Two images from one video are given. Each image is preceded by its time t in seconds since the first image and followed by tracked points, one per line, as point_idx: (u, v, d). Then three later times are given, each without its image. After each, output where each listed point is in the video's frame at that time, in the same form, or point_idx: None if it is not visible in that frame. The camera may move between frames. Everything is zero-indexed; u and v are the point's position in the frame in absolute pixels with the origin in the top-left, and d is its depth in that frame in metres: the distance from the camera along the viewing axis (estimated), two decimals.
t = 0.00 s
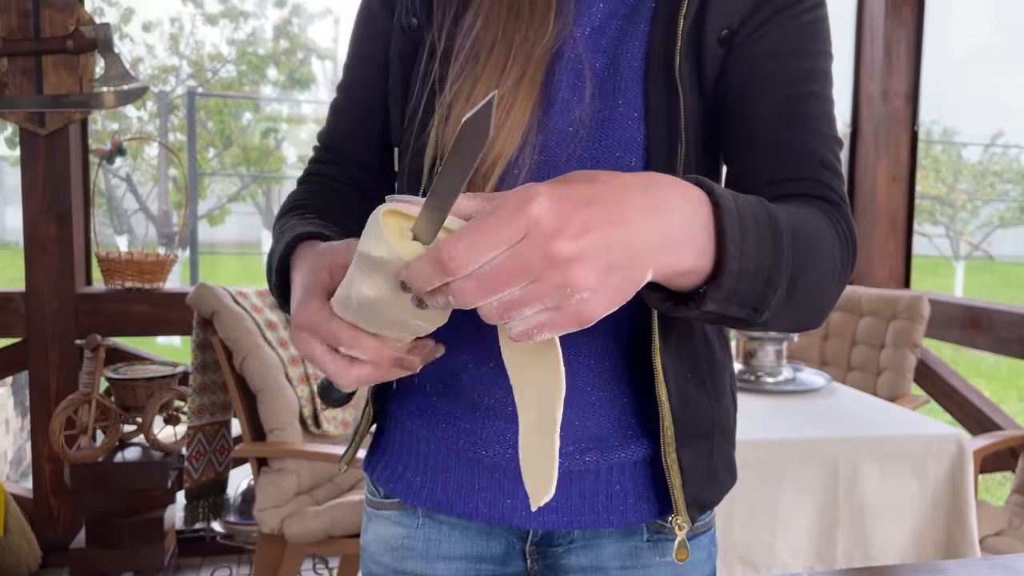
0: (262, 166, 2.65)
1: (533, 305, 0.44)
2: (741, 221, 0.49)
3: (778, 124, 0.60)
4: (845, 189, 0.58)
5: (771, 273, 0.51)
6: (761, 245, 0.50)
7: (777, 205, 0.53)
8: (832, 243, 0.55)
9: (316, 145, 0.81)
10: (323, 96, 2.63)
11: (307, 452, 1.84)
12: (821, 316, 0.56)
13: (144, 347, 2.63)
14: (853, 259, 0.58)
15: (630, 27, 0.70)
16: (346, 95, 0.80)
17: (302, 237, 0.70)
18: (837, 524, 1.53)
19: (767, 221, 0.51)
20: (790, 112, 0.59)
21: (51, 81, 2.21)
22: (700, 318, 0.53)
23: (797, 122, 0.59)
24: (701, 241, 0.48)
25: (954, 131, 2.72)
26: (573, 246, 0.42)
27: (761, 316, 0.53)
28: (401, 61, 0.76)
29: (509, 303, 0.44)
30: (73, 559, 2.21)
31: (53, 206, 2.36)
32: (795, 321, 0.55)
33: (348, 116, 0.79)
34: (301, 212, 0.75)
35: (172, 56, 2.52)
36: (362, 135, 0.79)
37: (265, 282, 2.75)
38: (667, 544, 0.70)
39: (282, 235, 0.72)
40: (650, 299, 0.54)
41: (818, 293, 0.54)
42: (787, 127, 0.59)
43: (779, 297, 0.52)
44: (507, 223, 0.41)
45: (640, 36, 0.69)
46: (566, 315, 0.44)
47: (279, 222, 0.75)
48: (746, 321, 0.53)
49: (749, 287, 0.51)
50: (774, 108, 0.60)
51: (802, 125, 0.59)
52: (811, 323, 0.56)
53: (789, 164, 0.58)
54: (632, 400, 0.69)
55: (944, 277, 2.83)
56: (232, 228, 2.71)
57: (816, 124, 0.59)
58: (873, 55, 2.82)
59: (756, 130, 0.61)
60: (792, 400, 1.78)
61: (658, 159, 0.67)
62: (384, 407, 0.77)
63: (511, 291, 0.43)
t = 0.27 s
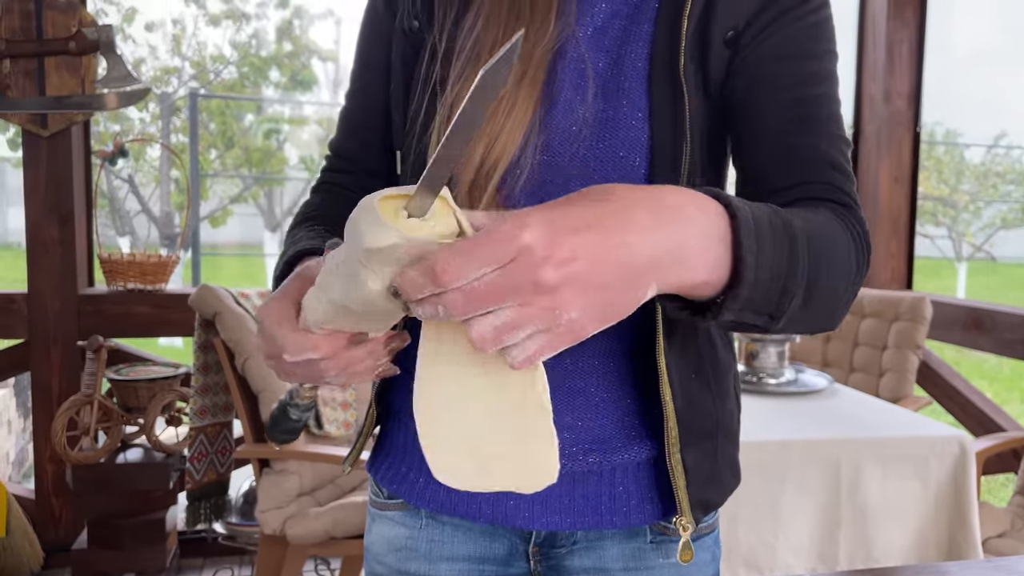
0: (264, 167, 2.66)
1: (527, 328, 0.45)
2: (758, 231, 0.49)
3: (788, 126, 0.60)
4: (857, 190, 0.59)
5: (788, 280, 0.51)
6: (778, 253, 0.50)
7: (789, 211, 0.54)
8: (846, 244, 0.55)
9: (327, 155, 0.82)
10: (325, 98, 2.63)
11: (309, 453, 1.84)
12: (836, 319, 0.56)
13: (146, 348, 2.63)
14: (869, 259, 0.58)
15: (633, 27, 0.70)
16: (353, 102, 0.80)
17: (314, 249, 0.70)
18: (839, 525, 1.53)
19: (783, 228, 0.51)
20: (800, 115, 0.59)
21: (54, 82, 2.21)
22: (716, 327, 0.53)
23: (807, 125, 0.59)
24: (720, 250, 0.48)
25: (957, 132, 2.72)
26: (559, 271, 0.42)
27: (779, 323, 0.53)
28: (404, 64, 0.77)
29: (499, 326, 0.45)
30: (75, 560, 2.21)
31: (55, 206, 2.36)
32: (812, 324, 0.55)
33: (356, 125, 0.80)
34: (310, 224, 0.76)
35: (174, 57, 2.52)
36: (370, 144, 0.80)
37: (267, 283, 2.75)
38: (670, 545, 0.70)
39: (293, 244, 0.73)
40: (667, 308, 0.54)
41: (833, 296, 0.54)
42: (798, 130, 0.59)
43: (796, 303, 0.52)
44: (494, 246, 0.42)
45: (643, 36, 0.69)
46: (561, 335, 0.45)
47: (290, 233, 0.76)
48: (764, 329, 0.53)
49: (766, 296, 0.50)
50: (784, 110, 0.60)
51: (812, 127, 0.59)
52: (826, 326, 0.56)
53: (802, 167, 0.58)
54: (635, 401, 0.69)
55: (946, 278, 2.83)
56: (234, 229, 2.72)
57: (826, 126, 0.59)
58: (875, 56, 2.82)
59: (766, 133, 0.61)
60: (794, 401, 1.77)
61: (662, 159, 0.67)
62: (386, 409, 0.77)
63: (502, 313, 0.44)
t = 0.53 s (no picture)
0: (265, 168, 2.66)
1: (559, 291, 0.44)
2: (809, 219, 0.49)
3: (799, 125, 0.60)
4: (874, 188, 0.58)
5: (833, 272, 0.51)
6: (825, 244, 0.50)
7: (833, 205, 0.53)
8: (873, 241, 0.54)
9: (324, 149, 0.81)
10: (326, 99, 2.64)
11: (311, 454, 1.84)
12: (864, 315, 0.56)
13: (148, 349, 2.64)
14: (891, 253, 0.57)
15: (636, 30, 0.70)
16: (353, 99, 0.80)
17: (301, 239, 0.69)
18: (841, 526, 1.53)
19: (828, 221, 0.51)
20: (811, 113, 0.59)
21: (56, 84, 2.21)
22: (763, 318, 0.53)
23: (819, 122, 0.59)
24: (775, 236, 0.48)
25: (958, 133, 2.72)
26: (602, 236, 0.42)
27: (821, 316, 0.52)
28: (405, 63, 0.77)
29: (536, 279, 0.43)
30: (77, 561, 2.21)
31: (58, 207, 2.37)
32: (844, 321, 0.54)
33: (352, 124, 0.80)
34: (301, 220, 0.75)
35: (176, 58, 2.52)
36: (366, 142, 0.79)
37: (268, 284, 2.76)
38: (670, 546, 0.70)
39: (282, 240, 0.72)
40: (715, 298, 0.54)
41: (868, 290, 0.54)
42: (809, 128, 0.59)
43: (837, 296, 0.52)
44: (540, 199, 0.43)
45: (646, 39, 0.70)
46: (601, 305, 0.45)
47: (280, 228, 0.75)
48: (806, 321, 0.52)
49: (813, 287, 0.50)
50: (796, 109, 0.60)
51: (823, 125, 0.59)
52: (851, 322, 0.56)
53: (815, 166, 0.58)
54: (636, 402, 0.69)
55: (948, 279, 2.83)
56: (236, 231, 2.72)
57: (836, 125, 0.59)
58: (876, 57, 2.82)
59: (780, 132, 0.61)
60: (796, 402, 1.77)
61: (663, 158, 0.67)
62: (388, 408, 0.77)
63: (539, 268, 0.44)
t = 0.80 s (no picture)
0: (266, 169, 2.66)
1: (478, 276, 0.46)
2: (765, 234, 0.49)
3: (786, 119, 0.59)
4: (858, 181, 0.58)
5: (794, 284, 0.51)
6: (786, 257, 0.50)
7: (797, 209, 0.53)
8: (847, 244, 0.54)
9: (322, 149, 0.81)
10: (327, 100, 2.64)
11: (311, 455, 1.84)
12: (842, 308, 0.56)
13: (149, 350, 2.64)
14: (870, 253, 0.58)
15: (635, 31, 0.70)
16: (352, 98, 0.80)
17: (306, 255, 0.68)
18: (841, 527, 1.53)
19: (790, 230, 0.51)
20: (800, 108, 0.59)
21: (57, 84, 2.21)
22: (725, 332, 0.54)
23: (802, 116, 0.59)
24: (723, 256, 0.49)
25: (959, 134, 2.72)
26: (528, 242, 0.42)
27: (784, 326, 0.53)
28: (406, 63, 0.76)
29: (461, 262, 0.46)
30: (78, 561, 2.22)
31: (59, 207, 2.37)
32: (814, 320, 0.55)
33: (347, 122, 0.80)
34: (303, 227, 0.75)
35: (176, 58, 2.52)
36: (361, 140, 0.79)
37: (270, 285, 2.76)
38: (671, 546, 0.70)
39: (285, 256, 0.72)
40: (672, 314, 0.55)
41: (836, 292, 0.54)
42: (797, 123, 0.59)
43: (801, 305, 0.52)
44: (476, 183, 0.42)
45: (645, 40, 0.69)
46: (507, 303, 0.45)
47: (282, 236, 0.76)
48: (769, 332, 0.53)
49: (772, 301, 0.50)
50: (782, 103, 0.60)
51: (810, 119, 0.58)
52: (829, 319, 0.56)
53: (797, 155, 0.58)
54: (636, 402, 0.69)
55: (949, 279, 2.83)
56: (237, 231, 2.72)
57: (826, 120, 0.58)
58: (877, 57, 2.81)
59: (764, 125, 0.60)
60: (797, 402, 1.77)
61: (661, 156, 0.67)
62: (389, 408, 0.77)
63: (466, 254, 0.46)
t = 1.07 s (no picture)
0: (267, 169, 2.66)
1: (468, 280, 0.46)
2: (738, 253, 0.49)
3: (782, 127, 0.59)
4: (849, 196, 0.59)
5: (768, 298, 0.51)
6: (760, 273, 0.50)
7: (774, 226, 0.54)
8: (830, 252, 0.55)
9: (320, 148, 0.82)
10: (328, 100, 2.65)
11: (312, 455, 1.84)
12: (821, 326, 0.56)
13: (150, 350, 2.64)
14: (856, 273, 0.59)
15: (633, 32, 0.70)
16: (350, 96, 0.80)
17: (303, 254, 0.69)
18: (842, 527, 1.53)
19: (766, 247, 0.51)
20: (795, 117, 0.59)
21: (57, 85, 2.21)
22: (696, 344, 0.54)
23: (798, 125, 0.59)
24: (692, 276, 0.49)
25: (960, 134, 2.72)
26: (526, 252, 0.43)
27: (759, 337, 0.53)
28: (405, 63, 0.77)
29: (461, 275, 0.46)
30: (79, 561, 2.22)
31: (60, 207, 2.37)
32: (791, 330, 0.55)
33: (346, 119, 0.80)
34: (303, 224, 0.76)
35: (178, 59, 2.52)
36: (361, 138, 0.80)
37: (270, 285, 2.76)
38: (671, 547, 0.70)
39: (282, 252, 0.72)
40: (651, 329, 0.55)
41: (818, 302, 0.54)
42: (792, 132, 0.59)
43: (778, 314, 0.52)
44: (475, 199, 0.43)
45: (642, 41, 0.69)
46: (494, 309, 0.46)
47: (282, 235, 0.76)
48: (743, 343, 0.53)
49: (743, 316, 0.51)
50: (778, 111, 0.60)
51: (804, 129, 0.59)
52: (814, 328, 0.56)
53: (786, 172, 0.58)
54: (635, 403, 0.69)
55: (950, 280, 2.83)
56: (238, 231, 2.72)
57: (820, 130, 0.59)
58: (878, 57, 2.80)
59: (755, 140, 0.60)
60: (798, 402, 1.77)
61: (658, 157, 0.66)
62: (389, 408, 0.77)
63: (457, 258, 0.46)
